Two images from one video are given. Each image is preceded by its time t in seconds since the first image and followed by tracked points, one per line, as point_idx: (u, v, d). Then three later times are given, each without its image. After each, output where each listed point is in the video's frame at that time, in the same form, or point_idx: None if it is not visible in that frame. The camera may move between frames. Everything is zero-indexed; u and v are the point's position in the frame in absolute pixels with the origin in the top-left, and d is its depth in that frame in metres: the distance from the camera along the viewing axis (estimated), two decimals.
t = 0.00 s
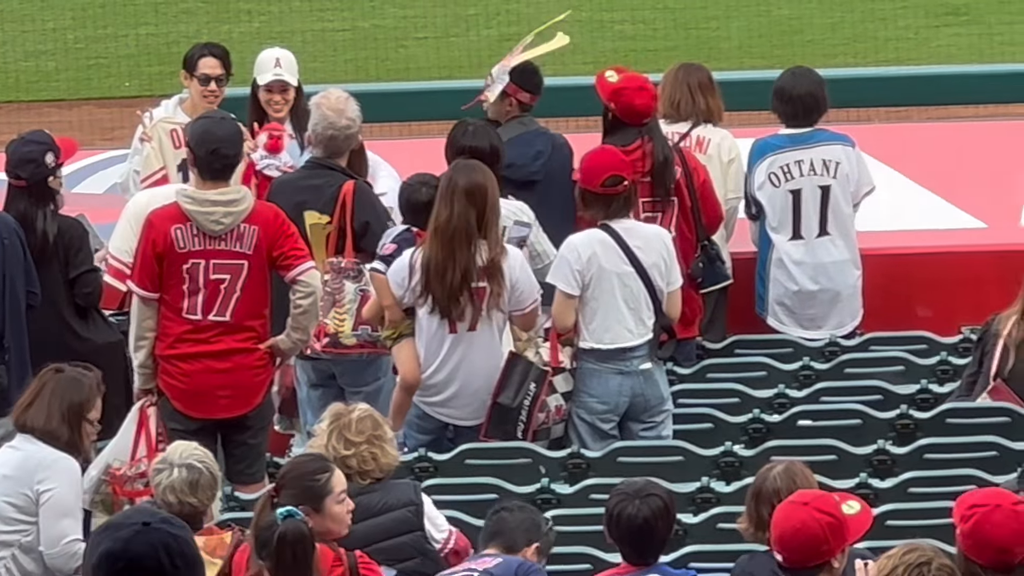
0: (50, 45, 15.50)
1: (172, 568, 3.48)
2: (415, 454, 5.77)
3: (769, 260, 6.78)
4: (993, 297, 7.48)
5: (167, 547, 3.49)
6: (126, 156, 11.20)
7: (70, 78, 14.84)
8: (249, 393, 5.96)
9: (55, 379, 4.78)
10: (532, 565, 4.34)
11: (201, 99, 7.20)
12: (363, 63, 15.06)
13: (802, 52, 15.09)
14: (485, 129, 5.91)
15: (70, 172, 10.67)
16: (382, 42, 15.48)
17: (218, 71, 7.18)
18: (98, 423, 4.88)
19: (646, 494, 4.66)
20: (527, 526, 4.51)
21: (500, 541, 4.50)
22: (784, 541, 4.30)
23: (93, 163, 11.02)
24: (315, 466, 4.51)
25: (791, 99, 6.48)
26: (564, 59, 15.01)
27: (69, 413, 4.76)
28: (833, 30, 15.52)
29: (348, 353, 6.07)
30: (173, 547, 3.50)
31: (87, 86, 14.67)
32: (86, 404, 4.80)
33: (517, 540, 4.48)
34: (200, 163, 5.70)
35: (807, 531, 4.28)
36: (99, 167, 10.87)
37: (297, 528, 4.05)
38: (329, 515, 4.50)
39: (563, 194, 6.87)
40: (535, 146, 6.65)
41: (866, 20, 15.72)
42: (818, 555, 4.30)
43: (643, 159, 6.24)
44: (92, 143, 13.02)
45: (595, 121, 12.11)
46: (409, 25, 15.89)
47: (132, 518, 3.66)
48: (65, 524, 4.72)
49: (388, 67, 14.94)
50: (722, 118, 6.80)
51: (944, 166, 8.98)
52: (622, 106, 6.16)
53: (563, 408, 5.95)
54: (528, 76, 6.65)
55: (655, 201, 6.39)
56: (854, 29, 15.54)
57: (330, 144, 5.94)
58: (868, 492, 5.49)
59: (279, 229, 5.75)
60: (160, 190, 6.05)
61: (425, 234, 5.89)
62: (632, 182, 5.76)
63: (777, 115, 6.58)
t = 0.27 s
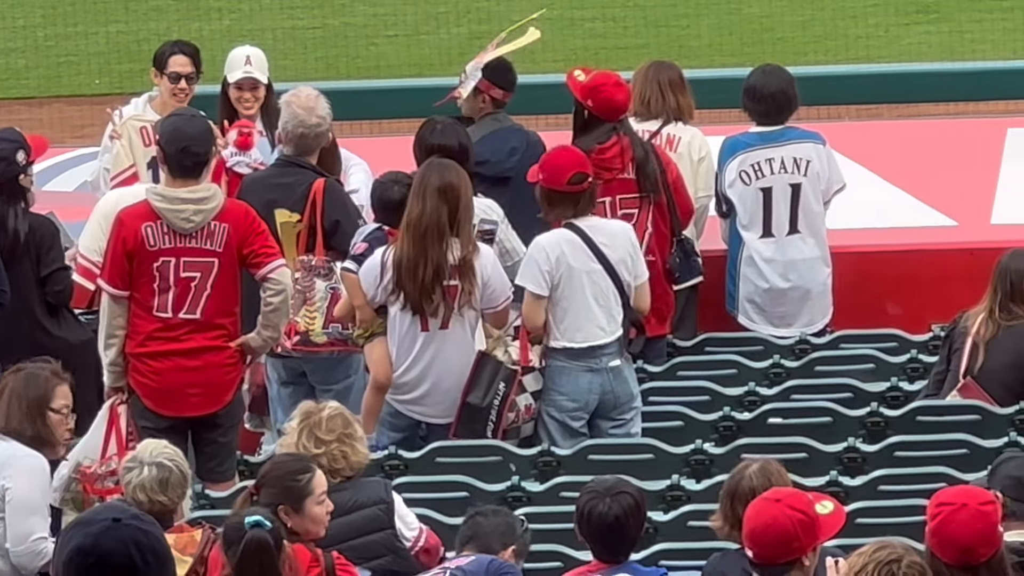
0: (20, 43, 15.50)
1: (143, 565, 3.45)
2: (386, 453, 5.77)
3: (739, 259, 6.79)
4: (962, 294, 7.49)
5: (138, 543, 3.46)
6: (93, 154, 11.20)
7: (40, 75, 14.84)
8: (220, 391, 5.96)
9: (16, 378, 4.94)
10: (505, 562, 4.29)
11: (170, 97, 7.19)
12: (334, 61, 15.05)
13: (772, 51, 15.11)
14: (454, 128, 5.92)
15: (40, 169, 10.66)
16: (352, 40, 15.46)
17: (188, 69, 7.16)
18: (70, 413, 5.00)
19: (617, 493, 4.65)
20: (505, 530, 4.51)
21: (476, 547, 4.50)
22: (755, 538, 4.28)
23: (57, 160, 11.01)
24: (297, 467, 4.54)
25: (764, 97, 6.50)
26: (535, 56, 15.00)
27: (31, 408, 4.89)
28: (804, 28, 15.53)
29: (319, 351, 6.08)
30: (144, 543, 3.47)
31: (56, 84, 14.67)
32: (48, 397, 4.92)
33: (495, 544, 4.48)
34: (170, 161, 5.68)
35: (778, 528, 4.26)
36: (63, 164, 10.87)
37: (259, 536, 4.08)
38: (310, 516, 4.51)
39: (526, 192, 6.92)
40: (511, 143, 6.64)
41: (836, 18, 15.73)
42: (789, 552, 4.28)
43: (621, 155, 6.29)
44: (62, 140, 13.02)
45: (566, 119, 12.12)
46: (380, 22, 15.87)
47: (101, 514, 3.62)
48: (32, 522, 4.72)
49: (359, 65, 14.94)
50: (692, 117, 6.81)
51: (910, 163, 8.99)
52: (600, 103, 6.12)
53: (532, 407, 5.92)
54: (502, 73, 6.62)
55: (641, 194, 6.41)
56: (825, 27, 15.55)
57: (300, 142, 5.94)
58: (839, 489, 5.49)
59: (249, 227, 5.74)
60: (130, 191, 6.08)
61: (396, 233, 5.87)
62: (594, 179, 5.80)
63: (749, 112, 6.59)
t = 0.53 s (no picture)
0: None
1: (115, 567, 3.45)
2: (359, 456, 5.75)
3: (712, 261, 6.82)
4: (933, 297, 7.50)
5: (110, 545, 3.46)
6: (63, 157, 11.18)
7: (11, 79, 14.82)
8: (192, 393, 5.95)
9: None
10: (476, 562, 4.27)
11: (143, 99, 7.17)
12: (306, 62, 15.02)
13: (744, 53, 15.12)
14: (425, 130, 5.94)
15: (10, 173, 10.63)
16: (324, 42, 15.44)
17: (161, 72, 7.16)
18: (40, 410, 5.30)
19: (591, 494, 4.64)
20: (467, 524, 4.46)
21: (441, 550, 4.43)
22: (728, 539, 4.28)
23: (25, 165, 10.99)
24: (278, 471, 4.53)
25: (737, 100, 6.50)
26: (506, 57, 14.99)
27: None
28: (776, 30, 15.55)
29: (291, 353, 6.08)
30: (115, 545, 3.47)
31: (27, 87, 14.64)
32: (14, 397, 5.25)
33: (460, 541, 4.43)
34: (143, 163, 5.67)
35: (751, 530, 4.26)
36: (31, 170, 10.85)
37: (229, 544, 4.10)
38: (288, 521, 4.51)
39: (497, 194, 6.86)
40: (483, 144, 6.58)
41: (808, 20, 15.75)
42: (763, 553, 4.28)
43: (599, 157, 6.27)
44: (34, 143, 13.00)
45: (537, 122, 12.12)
46: (352, 24, 15.85)
47: (72, 515, 3.61)
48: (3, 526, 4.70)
49: (332, 67, 14.92)
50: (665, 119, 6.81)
51: (877, 166, 9.00)
52: (576, 105, 6.13)
53: (503, 411, 5.92)
54: (471, 75, 6.56)
55: (620, 194, 6.37)
56: (797, 29, 15.56)
57: (272, 145, 5.94)
58: (811, 492, 5.51)
59: (221, 229, 5.73)
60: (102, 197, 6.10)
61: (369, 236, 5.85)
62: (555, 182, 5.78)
63: (722, 114, 6.60)
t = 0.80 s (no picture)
0: None
1: (88, 566, 3.18)
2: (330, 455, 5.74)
3: (682, 261, 6.82)
4: (903, 295, 7.53)
5: (83, 543, 3.18)
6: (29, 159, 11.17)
7: None
8: (163, 393, 5.95)
9: None
10: (441, 558, 4.26)
11: (114, 99, 7.16)
12: (277, 63, 15.02)
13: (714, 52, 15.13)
14: (396, 129, 5.95)
15: None
16: (294, 42, 15.45)
17: (132, 71, 7.16)
18: (14, 409, 5.35)
19: (562, 493, 4.64)
20: (414, 503, 4.36)
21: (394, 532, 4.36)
22: (707, 540, 4.30)
23: None
24: (252, 471, 4.53)
25: (708, 99, 6.54)
26: (478, 58, 14.99)
27: None
28: (746, 30, 15.58)
29: (263, 352, 6.08)
30: (89, 543, 3.20)
31: None
32: None
33: (410, 523, 4.35)
34: (113, 162, 5.67)
35: (730, 530, 4.28)
36: None
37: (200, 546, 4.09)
38: (261, 520, 4.50)
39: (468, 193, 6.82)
40: (452, 143, 6.56)
41: (778, 20, 15.79)
42: (743, 553, 4.31)
43: (575, 157, 6.28)
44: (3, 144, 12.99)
45: (506, 122, 12.14)
46: (322, 24, 15.86)
47: (44, 514, 3.34)
48: None
49: (301, 67, 14.92)
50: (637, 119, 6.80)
51: (842, 164, 9.02)
52: (549, 104, 6.15)
53: (469, 411, 5.91)
54: (436, 74, 6.51)
55: (595, 194, 6.37)
56: (768, 29, 15.60)
57: (243, 145, 5.98)
58: (782, 491, 5.53)
59: (192, 228, 5.73)
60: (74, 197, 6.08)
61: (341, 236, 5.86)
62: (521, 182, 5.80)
63: (692, 114, 6.63)
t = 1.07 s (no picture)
0: None
1: (63, 564, 3.12)
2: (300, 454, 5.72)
3: (653, 260, 6.85)
4: (873, 295, 7.61)
5: (57, 541, 3.13)
6: None
7: None
8: (134, 392, 5.97)
9: None
10: (406, 560, 4.20)
11: (84, 98, 7.17)
12: (247, 63, 15.02)
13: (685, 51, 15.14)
14: (365, 128, 6.03)
15: None
16: (264, 41, 15.45)
17: (103, 71, 7.18)
18: None
19: (532, 492, 4.62)
20: (361, 486, 4.29)
21: (343, 516, 4.27)
22: (680, 538, 4.28)
23: None
24: (221, 470, 4.54)
25: (678, 99, 6.56)
26: (449, 57, 14.98)
27: None
28: (715, 29, 15.59)
29: (233, 352, 6.11)
30: (63, 542, 3.14)
31: None
32: None
33: (358, 508, 4.26)
34: (84, 161, 5.66)
35: (703, 526, 4.28)
36: None
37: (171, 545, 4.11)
38: (231, 519, 4.51)
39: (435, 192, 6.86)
40: (421, 143, 6.58)
41: (748, 19, 15.81)
42: (714, 550, 4.30)
43: (549, 156, 6.29)
44: None
45: (473, 121, 12.15)
46: (293, 24, 15.85)
47: (18, 513, 3.29)
48: None
49: (272, 67, 14.91)
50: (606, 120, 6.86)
51: (806, 161, 9.03)
52: (519, 105, 6.13)
53: (437, 411, 5.92)
54: (403, 75, 6.50)
55: (569, 194, 6.39)
56: (738, 28, 15.62)
57: (213, 145, 6.02)
58: (753, 491, 5.53)
59: (163, 227, 5.74)
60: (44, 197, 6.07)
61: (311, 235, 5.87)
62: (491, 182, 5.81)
63: (662, 113, 6.66)
